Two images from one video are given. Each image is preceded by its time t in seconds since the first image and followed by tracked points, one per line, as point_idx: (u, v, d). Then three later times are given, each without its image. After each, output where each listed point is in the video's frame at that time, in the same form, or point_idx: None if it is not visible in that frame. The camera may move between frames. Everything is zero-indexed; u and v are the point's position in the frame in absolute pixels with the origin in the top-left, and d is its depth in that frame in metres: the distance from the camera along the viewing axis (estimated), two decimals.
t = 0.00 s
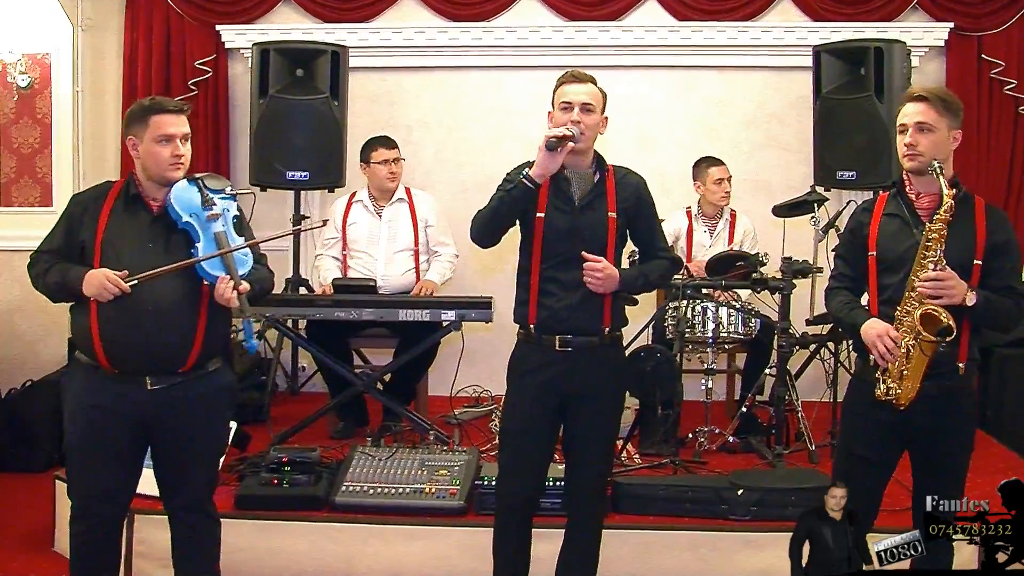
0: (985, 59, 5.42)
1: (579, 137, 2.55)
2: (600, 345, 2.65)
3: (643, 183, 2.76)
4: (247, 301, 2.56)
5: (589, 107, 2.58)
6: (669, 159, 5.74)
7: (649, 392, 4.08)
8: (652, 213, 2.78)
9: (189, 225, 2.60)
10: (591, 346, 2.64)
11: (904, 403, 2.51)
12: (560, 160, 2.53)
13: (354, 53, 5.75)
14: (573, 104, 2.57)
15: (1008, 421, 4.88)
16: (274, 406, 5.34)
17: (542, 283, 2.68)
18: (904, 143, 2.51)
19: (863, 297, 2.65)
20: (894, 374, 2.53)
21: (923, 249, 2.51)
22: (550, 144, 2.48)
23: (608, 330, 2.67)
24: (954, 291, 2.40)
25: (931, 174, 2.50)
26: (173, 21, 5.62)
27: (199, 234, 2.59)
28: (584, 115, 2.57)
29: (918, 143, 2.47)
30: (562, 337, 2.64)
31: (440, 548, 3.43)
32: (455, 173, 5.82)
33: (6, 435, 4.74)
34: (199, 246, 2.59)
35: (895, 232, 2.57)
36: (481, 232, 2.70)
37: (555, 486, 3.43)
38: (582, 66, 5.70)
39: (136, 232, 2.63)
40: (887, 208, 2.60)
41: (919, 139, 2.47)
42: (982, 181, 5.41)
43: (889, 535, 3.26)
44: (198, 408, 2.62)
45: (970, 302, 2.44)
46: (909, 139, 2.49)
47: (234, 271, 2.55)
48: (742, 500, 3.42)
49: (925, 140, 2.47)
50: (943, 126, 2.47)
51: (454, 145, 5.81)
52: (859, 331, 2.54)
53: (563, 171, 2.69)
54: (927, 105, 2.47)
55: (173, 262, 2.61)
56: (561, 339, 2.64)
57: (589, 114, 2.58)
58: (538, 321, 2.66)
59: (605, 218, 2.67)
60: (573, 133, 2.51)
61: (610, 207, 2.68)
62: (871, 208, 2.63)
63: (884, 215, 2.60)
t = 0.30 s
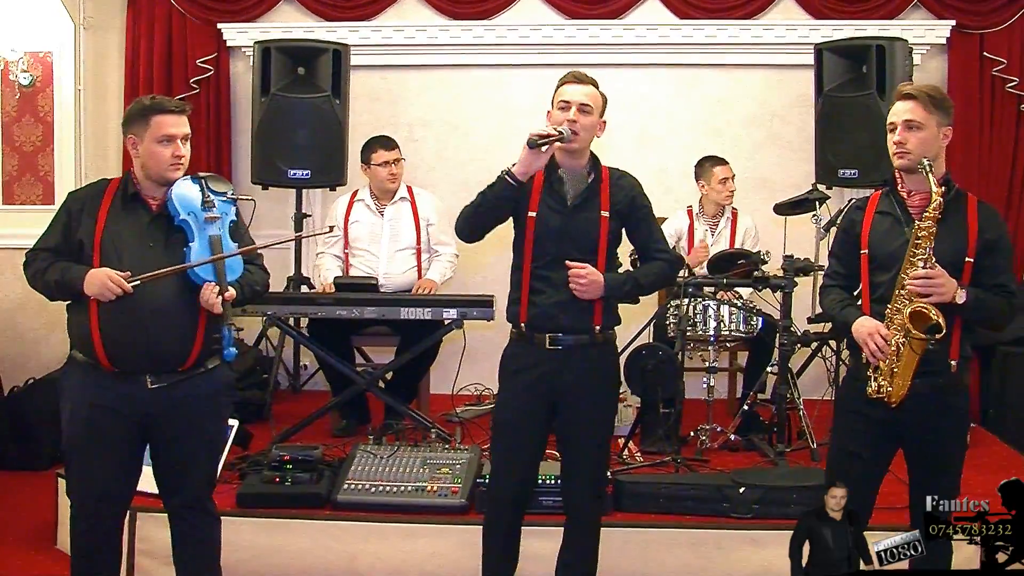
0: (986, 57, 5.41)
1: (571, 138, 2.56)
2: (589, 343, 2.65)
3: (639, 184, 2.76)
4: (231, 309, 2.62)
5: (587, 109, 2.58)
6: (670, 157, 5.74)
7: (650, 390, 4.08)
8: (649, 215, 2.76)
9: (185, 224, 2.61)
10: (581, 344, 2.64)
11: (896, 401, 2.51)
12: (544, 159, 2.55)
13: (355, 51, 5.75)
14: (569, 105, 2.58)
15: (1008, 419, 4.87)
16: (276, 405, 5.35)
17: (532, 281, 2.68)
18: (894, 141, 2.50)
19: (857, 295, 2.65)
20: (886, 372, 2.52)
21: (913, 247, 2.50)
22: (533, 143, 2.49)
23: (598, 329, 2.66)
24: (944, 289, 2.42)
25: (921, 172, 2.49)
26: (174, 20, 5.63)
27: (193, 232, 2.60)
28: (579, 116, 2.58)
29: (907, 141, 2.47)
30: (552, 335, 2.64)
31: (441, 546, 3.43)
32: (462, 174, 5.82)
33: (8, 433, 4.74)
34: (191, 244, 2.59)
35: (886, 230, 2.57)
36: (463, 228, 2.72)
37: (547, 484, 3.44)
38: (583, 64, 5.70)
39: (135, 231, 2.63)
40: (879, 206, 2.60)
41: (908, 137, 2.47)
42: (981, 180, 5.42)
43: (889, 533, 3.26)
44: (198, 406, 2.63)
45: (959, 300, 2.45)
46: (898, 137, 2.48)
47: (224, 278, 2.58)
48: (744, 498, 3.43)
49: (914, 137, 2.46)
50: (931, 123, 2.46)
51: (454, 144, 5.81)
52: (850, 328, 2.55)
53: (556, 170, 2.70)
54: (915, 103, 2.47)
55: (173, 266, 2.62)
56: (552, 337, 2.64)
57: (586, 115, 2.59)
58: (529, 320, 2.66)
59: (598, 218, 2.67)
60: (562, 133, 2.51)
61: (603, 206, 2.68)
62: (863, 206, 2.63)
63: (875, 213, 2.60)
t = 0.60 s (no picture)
0: (986, 60, 5.42)
1: (547, 139, 2.55)
2: (564, 345, 2.65)
3: (616, 188, 2.75)
4: (238, 312, 2.58)
5: (558, 107, 2.57)
6: (670, 159, 5.74)
7: (649, 393, 4.08)
8: (622, 222, 2.77)
9: (191, 225, 2.58)
10: (558, 345, 2.64)
11: (885, 403, 2.51)
12: (524, 157, 2.55)
13: (355, 53, 5.75)
14: (542, 105, 2.57)
15: (1008, 421, 4.87)
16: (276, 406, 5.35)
17: (510, 283, 2.66)
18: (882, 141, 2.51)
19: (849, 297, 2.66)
20: (875, 373, 2.52)
21: (902, 249, 2.51)
22: (512, 141, 2.49)
23: (574, 330, 2.67)
24: (933, 291, 2.42)
25: (910, 174, 2.50)
26: (174, 21, 5.64)
27: (200, 234, 2.57)
28: (553, 116, 2.57)
29: (895, 141, 2.48)
30: (529, 337, 2.64)
31: (441, 548, 3.43)
32: (447, 169, 5.83)
33: (8, 435, 4.74)
34: (197, 247, 2.57)
35: (877, 231, 2.58)
36: (446, 230, 2.73)
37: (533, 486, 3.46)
38: (583, 66, 5.70)
39: (141, 231, 2.63)
40: (871, 207, 2.61)
41: (896, 137, 2.48)
42: (981, 183, 5.42)
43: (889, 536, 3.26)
44: (205, 408, 2.62)
45: (948, 302, 2.45)
46: (886, 137, 2.49)
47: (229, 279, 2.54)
48: (745, 500, 3.42)
49: (902, 138, 2.47)
50: (920, 123, 2.47)
51: (454, 145, 5.82)
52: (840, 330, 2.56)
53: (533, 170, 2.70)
54: (904, 103, 2.47)
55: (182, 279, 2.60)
56: (528, 339, 2.64)
57: (558, 114, 2.58)
58: (503, 322, 2.65)
59: (575, 219, 2.67)
60: (540, 133, 2.53)
61: (581, 208, 2.68)
62: (855, 207, 2.64)
63: (867, 214, 2.61)
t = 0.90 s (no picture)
0: (985, 62, 5.43)
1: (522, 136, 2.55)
2: (542, 348, 2.65)
3: (586, 188, 2.77)
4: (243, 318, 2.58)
5: (531, 107, 2.58)
6: (669, 162, 5.75)
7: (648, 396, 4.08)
8: (594, 219, 2.78)
9: (201, 230, 2.57)
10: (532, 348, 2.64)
11: (878, 404, 2.51)
12: (502, 155, 2.53)
13: (355, 56, 5.75)
14: (515, 104, 2.58)
15: (1007, 423, 4.87)
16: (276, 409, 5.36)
17: (483, 283, 2.66)
18: (875, 144, 2.53)
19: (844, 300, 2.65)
20: (867, 376, 2.54)
21: (893, 250, 2.52)
22: (493, 137, 2.47)
23: (549, 333, 2.67)
24: (924, 292, 2.41)
25: (901, 177, 2.51)
26: (174, 25, 5.64)
27: (208, 240, 2.56)
28: (526, 114, 2.58)
29: (887, 144, 2.49)
30: (503, 340, 2.63)
31: (440, 551, 3.43)
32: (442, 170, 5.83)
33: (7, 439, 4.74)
34: (206, 258, 2.56)
35: (870, 234, 2.58)
36: (423, 228, 2.71)
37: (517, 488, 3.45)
38: (583, 69, 5.71)
39: (155, 238, 2.63)
40: (864, 210, 2.61)
41: (888, 140, 2.49)
42: (982, 185, 5.42)
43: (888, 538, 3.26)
44: (216, 411, 2.62)
45: (938, 303, 2.45)
46: (878, 140, 2.51)
47: (236, 283, 2.54)
48: (743, 503, 3.42)
49: (894, 140, 2.48)
50: (912, 126, 2.47)
51: (453, 148, 5.82)
52: (833, 333, 2.55)
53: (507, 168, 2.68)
54: (896, 106, 2.48)
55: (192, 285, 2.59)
56: (502, 342, 2.63)
57: (530, 113, 2.59)
58: (477, 323, 2.64)
59: (548, 219, 2.67)
60: (518, 130, 2.51)
61: (555, 209, 2.69)
62: (849, 210, 2.64)
63: (860, 217, 2.61)
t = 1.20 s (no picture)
0: (984, 66, 5.43)
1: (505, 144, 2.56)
2: (525, 353, 2.66)
3: (565, 193, 2.79)
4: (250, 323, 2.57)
5: (509, 115, 2.60)
6: (669, 166, 5.75)
7: (648, 400, 4.09)
8: (572, 224, 2.81)
9: (208, 235, 2.58)
10: (516, 354, 2.64)
11: (880, 409, 2.52)
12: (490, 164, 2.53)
13: (355, 61, 5.75)
14: (495, 112, 2.60)
15: (1007, 427, 4.87)
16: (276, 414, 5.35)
17: (467, 292, 2.67)
18: (874, 148, 2.53)
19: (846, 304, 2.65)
20: (869, 381, 2.54)
21: (894, 254, 2.51)
22: (481, 146, 2.48)
23: (535, 339, 2.68)
24: (923, 297, 2.42)
25: (901, 181, 2.51)
26: (174, 29, 5.65)
27: (216, 245, 2.57)
28: (505, 122, 2.59)
29: (887, 147, 2.49)
30: (488, 346, 2.64)
31: (438, 555, 3.43)
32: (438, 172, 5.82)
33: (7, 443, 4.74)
34: (215, 259, 2.57)
35: (870, 239, 2.57)
36: (409, 241, 2.70)
37: (507, 493, 3.45)
38: (582, 73, 5.71)
39: (162, 243, 2.63)
40: (865, 214, 2.60)
41: (887, 144, 2.49)
42: (981, 188, 5.43)
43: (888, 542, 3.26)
44: (225, 416, 2.62)
45: (939, 308, 2.45)
46: (878, 144, 2.51)
47: (242, 288, 2.52)
48: (743, 507, 3.43)
49: (893, 144, 2.48)
50: (912, 130, 2.48)
51: (453, 152, 5.83)
52: (834, 336, 2.57)
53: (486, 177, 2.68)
54: (896, 110, 2.50)
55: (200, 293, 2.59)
56: (487, 348, 2.63)
57: (508, 121, 2.60)
58: (462, 330, 2.65)
59: (530, 226, 2.69)
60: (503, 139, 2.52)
61: (535, 216, 2.69)
62: (849, 214, 2.63)
63: (862, 220, 2.60)
